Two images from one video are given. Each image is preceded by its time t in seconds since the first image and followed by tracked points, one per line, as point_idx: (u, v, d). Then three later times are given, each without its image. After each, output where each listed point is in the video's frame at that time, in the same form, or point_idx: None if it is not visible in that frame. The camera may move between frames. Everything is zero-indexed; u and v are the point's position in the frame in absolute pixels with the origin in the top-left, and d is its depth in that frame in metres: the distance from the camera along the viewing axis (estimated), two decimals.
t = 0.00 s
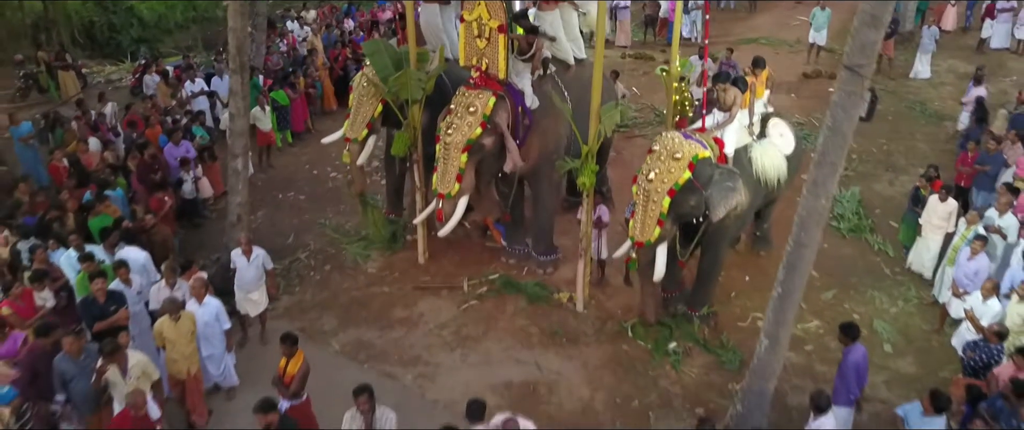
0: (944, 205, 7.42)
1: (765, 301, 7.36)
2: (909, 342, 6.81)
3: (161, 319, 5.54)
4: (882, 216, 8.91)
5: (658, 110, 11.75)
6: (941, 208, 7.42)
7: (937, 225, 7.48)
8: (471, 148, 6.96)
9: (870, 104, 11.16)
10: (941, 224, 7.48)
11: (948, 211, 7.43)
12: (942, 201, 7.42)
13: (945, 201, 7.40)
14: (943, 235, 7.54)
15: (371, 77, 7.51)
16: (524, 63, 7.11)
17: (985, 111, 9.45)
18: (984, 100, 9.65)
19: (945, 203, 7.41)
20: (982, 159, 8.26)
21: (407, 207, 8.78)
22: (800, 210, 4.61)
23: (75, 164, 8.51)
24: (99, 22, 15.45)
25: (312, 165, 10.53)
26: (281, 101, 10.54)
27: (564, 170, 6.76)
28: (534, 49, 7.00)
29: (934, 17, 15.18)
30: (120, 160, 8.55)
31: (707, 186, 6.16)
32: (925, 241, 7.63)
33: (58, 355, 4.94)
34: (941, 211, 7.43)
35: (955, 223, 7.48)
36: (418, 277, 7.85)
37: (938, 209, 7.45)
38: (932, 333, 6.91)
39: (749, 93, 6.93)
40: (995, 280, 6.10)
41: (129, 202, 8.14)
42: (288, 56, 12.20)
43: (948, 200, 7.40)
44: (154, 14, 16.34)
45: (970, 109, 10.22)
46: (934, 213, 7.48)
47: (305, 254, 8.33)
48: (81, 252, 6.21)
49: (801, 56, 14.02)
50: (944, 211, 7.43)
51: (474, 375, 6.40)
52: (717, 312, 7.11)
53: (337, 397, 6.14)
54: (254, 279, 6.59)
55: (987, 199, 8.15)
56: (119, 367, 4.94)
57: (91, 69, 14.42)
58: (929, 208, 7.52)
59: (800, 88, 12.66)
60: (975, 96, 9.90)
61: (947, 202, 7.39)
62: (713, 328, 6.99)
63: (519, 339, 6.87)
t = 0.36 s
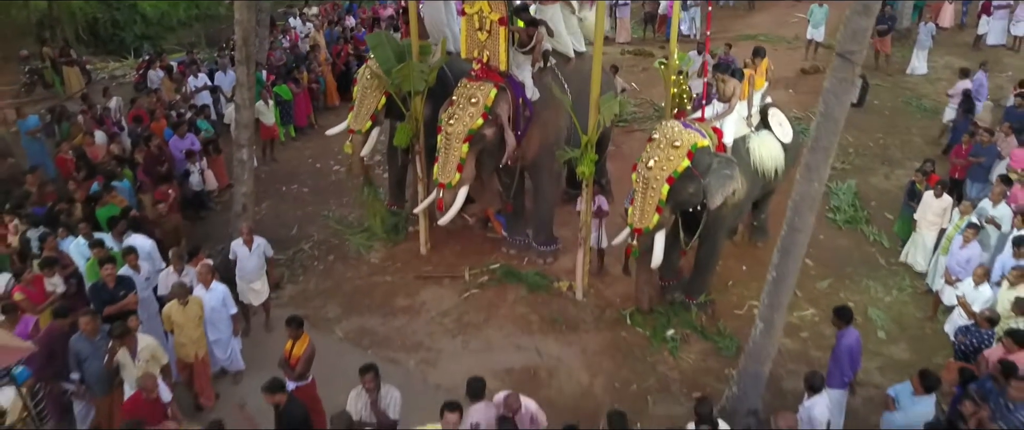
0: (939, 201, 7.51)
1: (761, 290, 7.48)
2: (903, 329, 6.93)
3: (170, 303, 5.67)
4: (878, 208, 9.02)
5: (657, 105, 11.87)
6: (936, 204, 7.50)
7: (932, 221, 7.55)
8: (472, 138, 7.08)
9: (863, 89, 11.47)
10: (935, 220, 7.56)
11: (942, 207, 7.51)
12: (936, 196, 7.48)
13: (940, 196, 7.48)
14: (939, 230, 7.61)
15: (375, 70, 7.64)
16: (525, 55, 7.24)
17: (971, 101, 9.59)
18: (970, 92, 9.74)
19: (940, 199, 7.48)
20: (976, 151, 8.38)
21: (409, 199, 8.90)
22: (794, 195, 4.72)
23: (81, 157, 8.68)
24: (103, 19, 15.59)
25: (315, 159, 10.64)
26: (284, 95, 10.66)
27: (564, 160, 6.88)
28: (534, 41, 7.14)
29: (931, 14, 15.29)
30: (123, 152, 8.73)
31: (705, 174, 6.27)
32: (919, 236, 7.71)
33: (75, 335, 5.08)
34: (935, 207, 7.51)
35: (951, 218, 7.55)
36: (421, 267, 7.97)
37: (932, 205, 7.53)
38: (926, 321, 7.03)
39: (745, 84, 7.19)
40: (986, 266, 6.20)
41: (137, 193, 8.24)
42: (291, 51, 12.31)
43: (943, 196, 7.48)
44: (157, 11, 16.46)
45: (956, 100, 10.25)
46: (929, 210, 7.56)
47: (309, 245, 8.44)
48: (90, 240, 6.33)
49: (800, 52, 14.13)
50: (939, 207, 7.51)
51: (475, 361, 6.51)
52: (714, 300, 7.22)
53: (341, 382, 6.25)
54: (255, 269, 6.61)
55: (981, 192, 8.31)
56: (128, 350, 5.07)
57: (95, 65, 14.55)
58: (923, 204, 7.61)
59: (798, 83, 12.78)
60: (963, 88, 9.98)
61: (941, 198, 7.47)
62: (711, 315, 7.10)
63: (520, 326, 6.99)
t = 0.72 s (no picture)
0: (934, 194, 7.47)
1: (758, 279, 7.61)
2: (897, 317, 7.06)
3: (178, 288, 5.78)
4: (873, 200, 9.15)
5: (656, 100, 11.99)
6: (931, 198, 7.46)
7: (927, 215, 7.51)
8: (473, 129, 7.21)
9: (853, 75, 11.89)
10: (930, 213, 7.51)
11: (937, 201, 7.47)
12: (932, 191, 7.45)
13: (935, 190, 7.45)
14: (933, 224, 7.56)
15: (378, 63, 7.76)
16: (525, 48, 7.42)
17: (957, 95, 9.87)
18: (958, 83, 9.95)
19: (935, 193, 7.45)
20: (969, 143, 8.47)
21: (411, 191, 9.02)
22: (789, 179, 4.84)
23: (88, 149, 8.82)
24: (106, 16, 15.68)
25: (318, 153, 10.76)
26: (287, 90, 10.77)
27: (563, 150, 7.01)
28: (534, 33, 7.33)
29: (928, 11, 15.40)
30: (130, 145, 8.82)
31: (703, 162, 6.39)
32: (914, 230, 7.66)
33: (90, 316, 5.23)
34: (930, 200, 7.48)
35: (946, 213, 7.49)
36: (423, 257, 8.10)
37: (927, 199, 7.50)
38: (919, 309, 7.16)
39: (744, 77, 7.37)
40: (977, 254, 6.31)
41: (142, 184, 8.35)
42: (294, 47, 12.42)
43: (938, 190, 7.44)
44: (160, 9, 16.57)
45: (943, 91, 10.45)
46: (924, 203, 7.52)
47: (312, 236, 8.57)
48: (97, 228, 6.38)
49: (798, 49, 14.25)
50: (934, 200, 7.47)
51: (477, 347, 6.64)
52: (711, 289, 7.35)
53: (346, 367, 6.38)
54: (256, 258, 6.67)
55: (975, 183, 8.41)
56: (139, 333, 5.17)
57: (99, 62, 14.68)
58: (918, 198, 7.58)
59: (796, 79, 12.89)
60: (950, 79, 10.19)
61: (936, 192, 7.44)
62: (708, 303, 7.23)
63: (521, 313, 7.13)
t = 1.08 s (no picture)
0: (926, 188, 7.45)
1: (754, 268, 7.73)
2: (890, 304, 7.19)
3: (185, 273, 5.89)
4: (869, 192, 9.27)
5: (655, 95, 12.11)
6: (923, 191, 7.45)
7: (918, 207, 7.51)
8: (474, 119, 7.34)
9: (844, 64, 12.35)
10: (922, 206, 7.50)
11: (930, 194, 7.45)
12: (924, 184, 7.44)
13: (927, 183, 7.43)
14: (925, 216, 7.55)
15: (382, 56, 7.89)
16: (526, 40, 7.56)
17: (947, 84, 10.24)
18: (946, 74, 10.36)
19: (927, 186, 7.43)
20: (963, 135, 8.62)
21: (413, 182, 9.15)
22: (782, 164, 4.95)
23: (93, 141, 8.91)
24: (109, 13, 15.76)
25: (321, 146, 10.88)
26: (290, 84, 10.89)
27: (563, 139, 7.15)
28: (535, 26, 7.49)
29: (925, 7, 15.53)
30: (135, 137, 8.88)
31: (700, 151, 6.51)
32: (905, 222, 7.65)
33: (103, 298, 5.36)
34: (922, 194, 7.46)
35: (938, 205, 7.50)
36: (425, 246, 8.23)
37: (920, 192, 7.48)
38: (913, 296, 7.29)
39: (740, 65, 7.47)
40: (968, 240, 6.44)
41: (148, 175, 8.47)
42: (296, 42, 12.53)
43: (931, 183, 7.42)
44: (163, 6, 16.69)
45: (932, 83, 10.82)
46: (916, 196, 7.52)
47: (316, 226, 8.70)
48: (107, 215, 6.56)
49: (796, 45, 14.38)
50: (926, 193, 7.46)
51: (478, 333, 6.77)
52: (708, 276, 7.48)
53: (349, 352, 6.51)
54: (260, 246, 6.79)
55: (968, 174, 8.54)
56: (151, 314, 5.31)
57: (103, 58, 14.81)
58: (911, 191, 7.56)
59: (794, 74, 13.02)
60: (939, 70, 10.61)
61: (929, 185, 7.42)
62: (705, 291, 7.35)
63: (521, 300, 7.26)
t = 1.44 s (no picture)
0: (916, 182, 7.53)
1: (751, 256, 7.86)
2: (885, 291, 7.31)
3: (193, 257, 6.01)
4: (864, 183, 9.39)
5: (654, 89, 12.22)
6: (913, 185, 7.53)
7: (909, 202, 7.57)
8: (476, 111, 7.44)
9: (836, 50, 12.79)
10: (913, 200, 7.56)
11: (919, 188, 7.53)
12: (914, 177, 7.52)
13: (916, 177, 7.51)
14: (915, 211, 7.61)
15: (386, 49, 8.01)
16: (526, 32, 7.73)
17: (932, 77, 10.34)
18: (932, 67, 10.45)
19: (917, 180, 7.51)
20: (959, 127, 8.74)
21: (415, 174, 9.28)
22: (776, 150, 5.08)
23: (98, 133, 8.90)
24: (113, 9, 15.72)
25: (323, 139, 11.01)
26: (293, 78, 11.02)
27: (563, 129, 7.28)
28: (536, 19, 7.64)
29: (922, 4, 15.66)
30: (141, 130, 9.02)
31: (697, 139, 6.61)
32: (896, 217, 7.69)
33: (114, 282, 5.48)
34: (913, 188, 7.54)
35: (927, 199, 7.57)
36: (427, 236, 8.36)
37: (910, 186, 7.55)
38: (906, 284, 7.43)
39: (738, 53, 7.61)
40: (960, 228, 6.56)
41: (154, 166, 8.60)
42: (298, 37, 12.64)
43: (920, 177, 7.51)
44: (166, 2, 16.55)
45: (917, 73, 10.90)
46: (906, 190, 7.57)
47: (319, 217, 8.82)
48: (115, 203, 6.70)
49: (794, 40, 14.50)
50: (916, 187, 7.53)
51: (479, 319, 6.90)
52: (705, 265, 7.61)
53: (353, 337, 6.64)
54: (267, 234, 6.94)
55: (962, 165, 8.66)
56: (160, 297, 5.48)
57: (107, 53, 14.89)
58: (901, 186, 7.62)
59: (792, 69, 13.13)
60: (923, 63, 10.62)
61: (918, 179, 7.50)
62: (702, 278, 7.48)
63: (521, 288, 7.40)
